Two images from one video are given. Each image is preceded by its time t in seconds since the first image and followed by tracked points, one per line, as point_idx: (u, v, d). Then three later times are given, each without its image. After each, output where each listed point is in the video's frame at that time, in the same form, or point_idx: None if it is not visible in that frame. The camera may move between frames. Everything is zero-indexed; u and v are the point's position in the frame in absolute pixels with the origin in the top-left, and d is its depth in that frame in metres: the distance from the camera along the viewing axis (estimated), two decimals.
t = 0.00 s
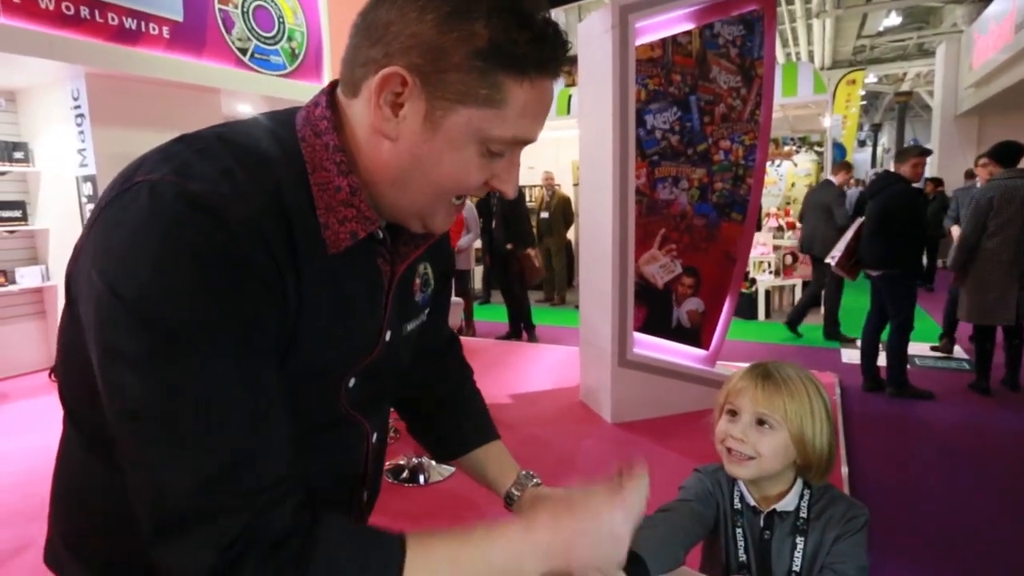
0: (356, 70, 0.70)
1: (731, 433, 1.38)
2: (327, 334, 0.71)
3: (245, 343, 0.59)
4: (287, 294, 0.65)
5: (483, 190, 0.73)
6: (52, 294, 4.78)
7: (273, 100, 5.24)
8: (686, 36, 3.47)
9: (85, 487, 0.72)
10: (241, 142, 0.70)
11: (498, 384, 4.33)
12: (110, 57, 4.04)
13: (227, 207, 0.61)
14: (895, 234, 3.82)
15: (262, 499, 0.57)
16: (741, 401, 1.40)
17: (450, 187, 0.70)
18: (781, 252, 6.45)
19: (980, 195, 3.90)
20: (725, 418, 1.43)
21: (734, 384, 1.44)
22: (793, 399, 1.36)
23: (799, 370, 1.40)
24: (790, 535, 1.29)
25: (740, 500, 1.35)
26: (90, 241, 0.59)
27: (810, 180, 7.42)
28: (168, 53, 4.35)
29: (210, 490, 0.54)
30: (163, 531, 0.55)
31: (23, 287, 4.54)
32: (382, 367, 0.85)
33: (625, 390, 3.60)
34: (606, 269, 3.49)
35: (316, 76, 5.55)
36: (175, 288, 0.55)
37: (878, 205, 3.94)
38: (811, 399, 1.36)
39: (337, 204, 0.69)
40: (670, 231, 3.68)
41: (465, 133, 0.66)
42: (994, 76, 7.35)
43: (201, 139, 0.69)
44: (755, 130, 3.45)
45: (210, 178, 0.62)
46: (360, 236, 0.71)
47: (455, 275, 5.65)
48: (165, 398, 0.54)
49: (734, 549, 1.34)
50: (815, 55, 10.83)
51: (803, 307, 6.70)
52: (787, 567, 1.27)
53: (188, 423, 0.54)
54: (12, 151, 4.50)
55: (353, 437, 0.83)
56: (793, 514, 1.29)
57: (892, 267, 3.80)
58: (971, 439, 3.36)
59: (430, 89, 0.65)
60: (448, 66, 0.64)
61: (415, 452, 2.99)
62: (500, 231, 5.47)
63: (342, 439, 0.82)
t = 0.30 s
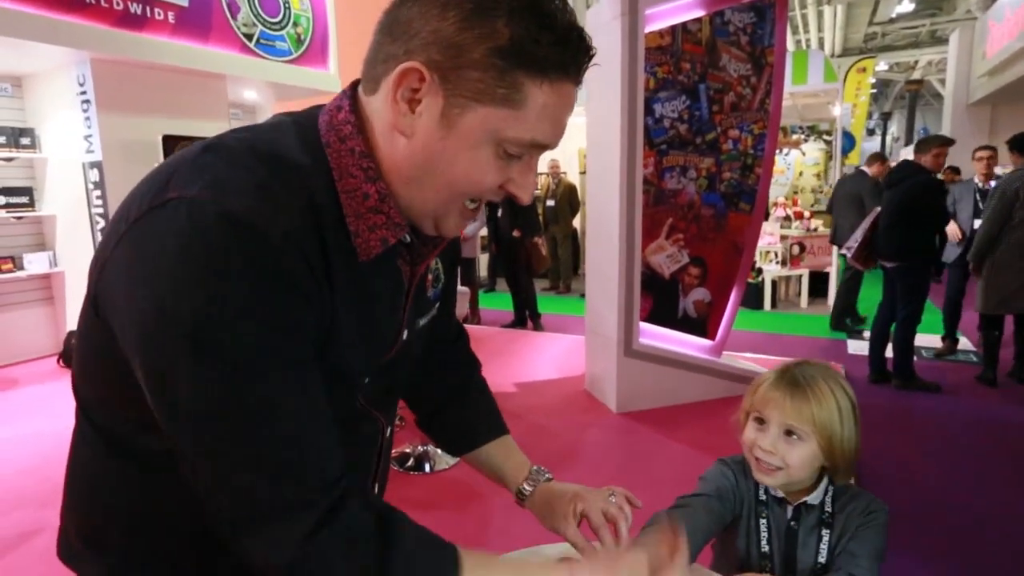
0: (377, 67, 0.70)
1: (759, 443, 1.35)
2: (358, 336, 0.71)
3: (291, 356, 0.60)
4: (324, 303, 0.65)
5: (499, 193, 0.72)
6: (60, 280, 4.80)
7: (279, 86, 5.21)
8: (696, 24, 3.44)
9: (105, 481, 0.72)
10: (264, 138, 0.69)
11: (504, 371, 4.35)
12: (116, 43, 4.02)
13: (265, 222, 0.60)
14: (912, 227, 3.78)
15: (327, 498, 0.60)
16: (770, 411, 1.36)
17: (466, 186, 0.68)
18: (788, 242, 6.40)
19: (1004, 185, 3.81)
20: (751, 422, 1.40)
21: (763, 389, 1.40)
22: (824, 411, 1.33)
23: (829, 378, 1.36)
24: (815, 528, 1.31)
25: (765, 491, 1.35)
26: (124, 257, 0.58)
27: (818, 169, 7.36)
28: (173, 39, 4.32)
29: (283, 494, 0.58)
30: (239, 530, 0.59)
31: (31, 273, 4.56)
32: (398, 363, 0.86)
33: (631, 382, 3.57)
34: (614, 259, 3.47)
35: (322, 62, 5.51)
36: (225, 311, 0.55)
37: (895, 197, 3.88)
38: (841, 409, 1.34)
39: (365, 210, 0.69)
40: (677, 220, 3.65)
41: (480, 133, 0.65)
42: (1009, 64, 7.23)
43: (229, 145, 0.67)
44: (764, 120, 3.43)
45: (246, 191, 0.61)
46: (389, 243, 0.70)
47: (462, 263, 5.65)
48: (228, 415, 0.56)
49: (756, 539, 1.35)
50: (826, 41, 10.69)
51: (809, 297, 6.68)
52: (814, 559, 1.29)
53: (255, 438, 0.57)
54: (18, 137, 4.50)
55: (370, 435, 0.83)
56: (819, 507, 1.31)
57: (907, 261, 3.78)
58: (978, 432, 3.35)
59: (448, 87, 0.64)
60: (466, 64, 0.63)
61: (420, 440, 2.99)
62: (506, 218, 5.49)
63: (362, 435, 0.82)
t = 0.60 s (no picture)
0: (382, 71, 0.68)
1: (776, 442, 1.33)
2: (361, 341, 0.71)
3: (301, 369, 0.59)
4: (331, 312, 0.65)
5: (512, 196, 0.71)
6: (49, 270, 4.75)
7: (270, 73, 5.15)
8: (692, 11, 3.42)
9: (105, 485, 0.71)
10: (267, 140, 0.67)
11: (499, 360, 4.35)
12: (103, 29, 3.95)
13: (276, 233, 0.59)
14: (917, 216, 3.78)
15: (325, 510, 0.61)
16: (789, 411, 1.35)
17: (474, 190, 0.67)
18: (781, 230, 6.40)
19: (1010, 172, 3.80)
20: (766, 420, 1.38)
21: (783, 388, 1.38)
22: (841, 414, 1.33)
23: (848, 383, 1.37)
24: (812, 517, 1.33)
25: (767, 479, 1.35)
26: (132, 264, 0.57)
27: (812, 156, 7.34)
28: (161, 25, 4.25)
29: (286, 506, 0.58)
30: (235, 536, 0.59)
31: (20, 263, 4.51)
32: (400, 366, 0.86)
33: (625, 371, 3.57)
34: (608, 248, 3.46)
35: (313, 49, 5.44)
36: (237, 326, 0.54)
37: (901, 185, 3.84)
38: (858, 415, 1.35)
39: (370, 217, 0.68)
40: (671, 209, 3.65)
41: (489, 135, 0.64)
42: (1003, 51, 7.22)
43: (239, 149, 0.65)
44: (759, 108, 3.40)
45: (257, 201, 0.59)
46: (393, 250, 0.69)
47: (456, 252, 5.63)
48: (233, 429, 0.56)
49: (755, 528, 1.36)
50: (821, 27, 10.63)
51: (802, 284, 6.69)
52: (810, 544, 1.31)
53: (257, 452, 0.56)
54: (5, 125, 4.43)
55: (371, 433, 0.84)
56: (816, 496, 1.32)
57: (912, 252, 3.79)
58: (968, 419, 3.38)
59: (455, 90, 0.63)
60: (473, 66, 0.62)
61: (415, 430, 2.98)
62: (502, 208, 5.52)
63: (361, 436, 0.81)
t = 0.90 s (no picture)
0: (354, 58, 0.68)
1: (730, 432, 1.35)
2: (343, 339, 0.69)
3: (250, 378, 0.58)
4: (304, 311, 0.64)
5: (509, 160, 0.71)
6: (18, 264, 4.63)
7: (243, 59, 5.05)
8: None
9: (82, 487, 0.69)
10: (244, 131, 0.65)
11: (481, 349, 4.34)
12: (68, 14, 3.83)
13: (246, 229, 0.57)
14: (908, 205, 3.84)
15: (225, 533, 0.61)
16: (740, 400, 1.36)
17: (463, 157, 0.66)
18: (760, 216, 6.45)
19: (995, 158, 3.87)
20: (718, 410, 1.39)
21: (734, 380, 1.39)
22: (789, 400, 1.35)
23: (792, 366, 1.39)
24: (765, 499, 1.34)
25: (719, 463, 1.38)
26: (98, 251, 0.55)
27: (789, 142, 7.42)
28: (129, 10, 4.14)
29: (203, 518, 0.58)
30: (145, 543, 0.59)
31: None
32: (386, 361, 0.85)
33: (608, 358, 3.59)
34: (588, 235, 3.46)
35: (288, 35, 5.34)
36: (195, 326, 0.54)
37: (893, 175, 3.86)
38: (802, 396, 1.38)
39: (352, 205, 0.67)
40: (651, 196, 3.65)
41: (472, 93, 0.63)
42: (975, 38, 7.33)
43: (215, 140, 0.63)
44: (739, 95, 3.43)
45: (230, 193, 0.58)
46: (378, 238, 0.68)
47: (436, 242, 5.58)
48: (162, 435, 0.54)
49: (712, 510, 1.37)
50: (798, 13, 10.69)
51: (779, 270, 6.77)
52: (763, 528, 1.32)
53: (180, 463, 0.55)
54: None
55: (359, 432, 0.82)
56: (767, 479, 1.34)
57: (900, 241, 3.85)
58: (940, 398, 3.45)
59: (428, 55, 0.63)
60: (442, 29, 0.62)
61: (398, 420, 2.96)
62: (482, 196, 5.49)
63: (345, 435, 0.80)
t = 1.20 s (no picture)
0: (310, 34, 0.64)
1: (693, 414, 1.36)
2: (295, 328, 0.68)
3: (197, 368, 0.56)
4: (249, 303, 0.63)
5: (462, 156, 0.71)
6: None
7: (205, 44, 4.90)
8: None
9: (32, 490, 0.67)
10: (183, 119, 0.65)
11: (456, 336, 4.33)
12: None
13: (181, 220, 0.56)
14: (879, 189, 3.93)
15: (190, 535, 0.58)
16: (700, 382, 1.37)
17: (420, 152, 0.65)
18: (730, 199, 6.52)
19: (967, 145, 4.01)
20: (677, 393, 1.40)
21: (690, 363, 1.40)
22: (746, 375, 1.38)
23: (742, 341, 1.42)
24: (721, 477, 1.36)
25: (678, 446, 1.39)
26: (27, 243, 0.54)
27: (759, 125, 7.50)
28: None
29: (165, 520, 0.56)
30: (100, 553, 0.56)
31: None
32: (355, 354, 0.84)
33: (582, 342, 3.62)
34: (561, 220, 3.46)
35: (251, 19, 5.20)
36: (135, 320, 0.51)
37: (863, 161, 3.91)
38: (756, 369, 1.41)
39: (301, 190, 0.66)
40: (623, 181, 3.65)
41: (431, 91, 0.62)
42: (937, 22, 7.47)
43: (149, 127, 0.61)
44: (708, 79, 3.47)
45: (162, 182, 0.56)
46: (329, 225, 0.68)
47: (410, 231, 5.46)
48: (96, 434, 0.52)
49: (670, 492, 1.39)
50: None
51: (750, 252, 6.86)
52: (721, 507, 1.34)
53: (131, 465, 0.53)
54: None
55: (327, 426, 0.81)
56: (722, 458, 1.37)
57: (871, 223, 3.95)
58: (904, 375, 3.54)
59: (390, 44, 0.60)
60: (407, 19, 0.60)
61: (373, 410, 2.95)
62: (454, 182, 5.45)
63: (314, 431, 0.79)
